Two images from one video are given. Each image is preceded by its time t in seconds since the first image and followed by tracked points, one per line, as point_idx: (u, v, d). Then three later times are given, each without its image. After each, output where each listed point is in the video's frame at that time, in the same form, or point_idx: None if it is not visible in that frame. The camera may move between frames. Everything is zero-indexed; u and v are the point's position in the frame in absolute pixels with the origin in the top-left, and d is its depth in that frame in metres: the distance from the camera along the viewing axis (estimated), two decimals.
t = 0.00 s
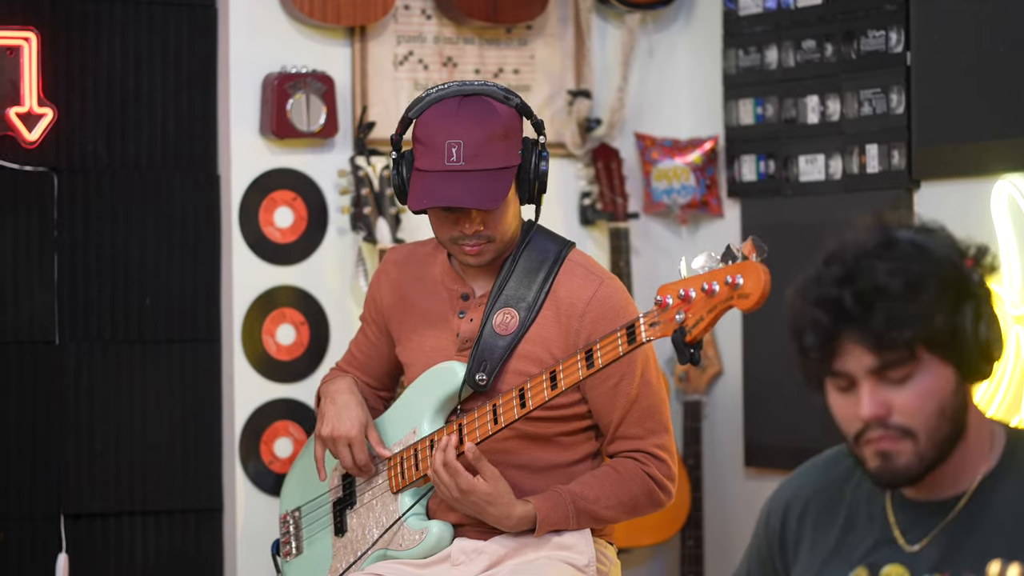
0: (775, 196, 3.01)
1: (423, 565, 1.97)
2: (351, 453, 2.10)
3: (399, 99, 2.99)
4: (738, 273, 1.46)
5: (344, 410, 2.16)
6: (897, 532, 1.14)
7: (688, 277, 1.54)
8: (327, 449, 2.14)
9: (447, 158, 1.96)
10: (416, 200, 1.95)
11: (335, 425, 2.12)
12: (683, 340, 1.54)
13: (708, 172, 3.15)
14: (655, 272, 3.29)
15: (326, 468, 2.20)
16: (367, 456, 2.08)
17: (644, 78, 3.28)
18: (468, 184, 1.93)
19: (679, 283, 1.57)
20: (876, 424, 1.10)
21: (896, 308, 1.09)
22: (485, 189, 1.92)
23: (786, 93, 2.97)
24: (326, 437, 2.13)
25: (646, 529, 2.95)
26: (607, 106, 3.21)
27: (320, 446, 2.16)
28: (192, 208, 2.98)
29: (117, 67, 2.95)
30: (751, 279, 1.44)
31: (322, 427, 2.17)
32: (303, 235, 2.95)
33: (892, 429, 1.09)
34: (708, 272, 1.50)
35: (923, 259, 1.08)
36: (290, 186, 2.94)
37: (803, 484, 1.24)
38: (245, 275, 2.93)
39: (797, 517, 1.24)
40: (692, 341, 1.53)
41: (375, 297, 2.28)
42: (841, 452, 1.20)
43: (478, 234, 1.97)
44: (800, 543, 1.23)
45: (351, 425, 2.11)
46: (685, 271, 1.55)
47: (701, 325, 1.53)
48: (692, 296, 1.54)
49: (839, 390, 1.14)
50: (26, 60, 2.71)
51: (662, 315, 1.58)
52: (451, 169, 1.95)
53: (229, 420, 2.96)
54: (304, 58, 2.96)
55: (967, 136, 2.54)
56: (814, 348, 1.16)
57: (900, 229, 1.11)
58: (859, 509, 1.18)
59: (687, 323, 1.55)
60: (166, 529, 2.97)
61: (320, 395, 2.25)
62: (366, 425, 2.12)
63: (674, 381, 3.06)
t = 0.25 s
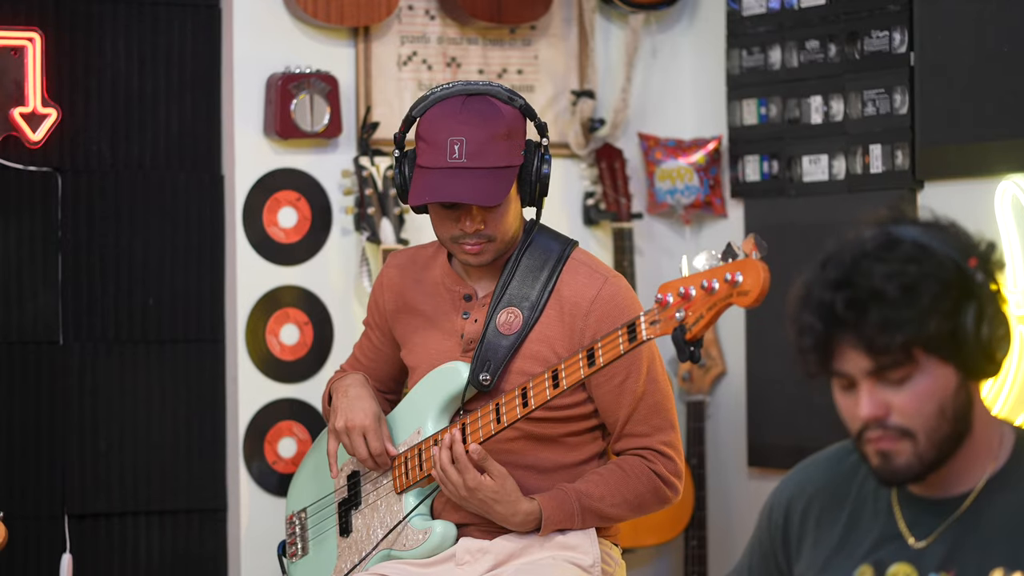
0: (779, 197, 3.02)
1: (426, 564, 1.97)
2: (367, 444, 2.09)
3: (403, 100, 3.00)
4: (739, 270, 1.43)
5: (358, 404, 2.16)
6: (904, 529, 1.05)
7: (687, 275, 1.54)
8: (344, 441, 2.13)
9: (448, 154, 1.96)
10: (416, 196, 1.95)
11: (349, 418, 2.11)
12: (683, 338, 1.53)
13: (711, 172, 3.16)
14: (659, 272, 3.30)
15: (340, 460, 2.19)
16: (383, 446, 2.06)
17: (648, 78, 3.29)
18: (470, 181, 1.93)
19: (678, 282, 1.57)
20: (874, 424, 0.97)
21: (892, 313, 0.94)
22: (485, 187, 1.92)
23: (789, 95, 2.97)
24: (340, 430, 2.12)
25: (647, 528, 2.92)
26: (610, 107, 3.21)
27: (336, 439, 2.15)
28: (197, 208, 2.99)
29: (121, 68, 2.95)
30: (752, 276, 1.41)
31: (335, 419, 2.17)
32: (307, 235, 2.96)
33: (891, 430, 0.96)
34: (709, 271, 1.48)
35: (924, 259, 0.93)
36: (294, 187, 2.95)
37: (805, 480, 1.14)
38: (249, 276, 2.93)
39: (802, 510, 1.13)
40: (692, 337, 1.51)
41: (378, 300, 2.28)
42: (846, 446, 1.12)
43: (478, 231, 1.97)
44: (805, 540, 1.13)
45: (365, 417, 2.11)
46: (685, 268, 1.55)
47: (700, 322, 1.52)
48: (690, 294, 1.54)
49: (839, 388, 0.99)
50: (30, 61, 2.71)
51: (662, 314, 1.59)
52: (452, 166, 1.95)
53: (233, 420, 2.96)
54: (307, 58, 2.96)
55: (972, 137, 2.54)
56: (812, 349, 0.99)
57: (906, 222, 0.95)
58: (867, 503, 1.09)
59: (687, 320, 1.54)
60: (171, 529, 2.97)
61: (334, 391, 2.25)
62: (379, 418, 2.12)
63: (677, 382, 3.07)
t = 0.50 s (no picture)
0: (780, 197, 2.99)
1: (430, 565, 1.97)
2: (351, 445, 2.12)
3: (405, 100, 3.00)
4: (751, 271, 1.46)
5: (347, 402, 2.17)
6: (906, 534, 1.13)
7: (699, 276, 1.54)
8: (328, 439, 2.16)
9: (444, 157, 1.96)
10: (417, 201, 1.96)
11: (336, 418, 2.13)
12: (696, 339, 1.54)
13: (714, 172, 3.18)
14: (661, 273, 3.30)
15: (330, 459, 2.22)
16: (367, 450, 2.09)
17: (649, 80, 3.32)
18: (469, 182, 1.93)
19: (690, 283, 1.57)
20: (868, 429, 1.14)
21: (882, 318, 1.12)
22: (483, 186, 1.92)
23: (790, 95, 2.95)
24: (327, 429, 2.14)
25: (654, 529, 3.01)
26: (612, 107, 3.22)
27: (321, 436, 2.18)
28: (199, 208, 2.98)
29: (123, 68, 2.95)
30: (761, 276, 1.43)
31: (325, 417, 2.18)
32: (309, 235, 2.96)
33: (884, 435, 1.13)
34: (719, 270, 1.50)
35: (914, 265, 1.11)
36: (297, 187, 2.95)
37: (808, 487, 1.22)
38: (251, 276, 2.93)
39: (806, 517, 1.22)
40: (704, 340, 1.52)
41: (379, 301, 2.28)
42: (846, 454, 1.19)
43: (481, 230, 1.97)
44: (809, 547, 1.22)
45: (352, 418, 2.12)
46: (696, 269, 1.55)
47: (712, 325, 1.53)
48: (702, 295, 1.54)
49: (836, 395, 1.17)
50: (32, 61, 2.70)
51: (673, 315, 1.58)
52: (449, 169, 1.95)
53: (236, 420, 2.96)
54: (309, 58, 2.96)
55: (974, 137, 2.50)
56: (804, 355, 1.19)
57: (901, 229, 1.13)
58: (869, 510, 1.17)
59: (699, 323, 1.55)
60: (172, 530, 2.97)
61: (328, 385, 2.25)
62: (367, 419, 2.13)
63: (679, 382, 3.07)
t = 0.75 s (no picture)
0: (783, 196, 2.99)
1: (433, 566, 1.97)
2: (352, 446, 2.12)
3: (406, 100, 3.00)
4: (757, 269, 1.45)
5: (348, 403, 2.17)
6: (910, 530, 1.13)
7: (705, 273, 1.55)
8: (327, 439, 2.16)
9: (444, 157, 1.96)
10: (418, 203, 1.96)
11: (337, 418, 2.14)
12: (701, 336, 1.54)
13: (715, 172, 3.17)
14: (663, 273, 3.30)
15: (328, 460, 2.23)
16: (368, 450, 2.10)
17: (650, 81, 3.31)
18: (469, 182, 1.93)
19: (696, 280, 1.58)
20: (871, 423, 1.14)
21: (886, 311, 1.12)
22: (484, 186, 1.92)
23: (791, 96, 2.95)
24: (327, 429, 2.15)
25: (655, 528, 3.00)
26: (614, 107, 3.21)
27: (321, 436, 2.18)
28: (200, 208, 2.98)
29: (124, 68, 2.95)
30: (767, 275, 1.43)
31: (325, 418, 2.18)
32: (311, 235, 2.96)
33: (887, 429, 1.12)
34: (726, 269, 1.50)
35: (920, 259, 1.10)
36: (298, 187, 2.95)
37: (807, 486, 1.22)
38: (253, 276, 2.93)
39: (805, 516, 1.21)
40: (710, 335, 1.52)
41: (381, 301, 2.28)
42: (850, 451, 1.19)
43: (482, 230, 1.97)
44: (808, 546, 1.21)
45: (353, 418, 2.13)
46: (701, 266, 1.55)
47: (717, 322, 1.53)
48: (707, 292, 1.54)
49: (840, 388, 1.17)
50: (33, 61, 2.70)
51: (679, 312, 1.59)
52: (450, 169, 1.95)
53: (238, 419, 2.96)
54: (311, 58, 2.96)
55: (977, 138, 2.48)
56: (809, 348, 1.18)
57: (907, 223, 1.12)
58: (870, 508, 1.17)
59: (704, 319, 1.55)
60: (174, 530, 2.97)
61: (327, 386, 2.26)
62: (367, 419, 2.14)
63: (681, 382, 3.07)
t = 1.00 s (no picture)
0: (783, 196, 2.99)
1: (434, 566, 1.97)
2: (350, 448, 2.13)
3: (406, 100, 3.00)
4: (757, 269, 1.45)
5: (347, 404, 2.18)
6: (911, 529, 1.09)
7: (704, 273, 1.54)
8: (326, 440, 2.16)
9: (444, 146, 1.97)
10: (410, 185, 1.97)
11: (336, 420, 2.14)
12: (702, 336, 1.54)
13: (715, 172, 3.17)
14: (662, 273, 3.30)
15: (325, 460, 2.23)
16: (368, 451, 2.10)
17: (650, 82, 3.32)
18: (460, 172, 1.93)
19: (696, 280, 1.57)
20: (874, 413, 1.10)
21: (888, 298, 1.09)
22: (474, 177, 1.92)
23: (791, 96, 2.95)
24: (326, 431, 2.15)
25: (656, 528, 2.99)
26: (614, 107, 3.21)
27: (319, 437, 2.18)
28: (200, 208, 2.98)
29: (124, 68, 2.95)
30: (767, 275, 1.42)
31: (323, 419, 2.18)
32: (311, 235, 2.96)
33: (889, 419, 1.08)
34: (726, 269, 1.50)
35: (924, 250, 1.07)
36: (298, 187, 2.95)
37: (807, 486, 1.18)
38: (254, 277, 2.93)
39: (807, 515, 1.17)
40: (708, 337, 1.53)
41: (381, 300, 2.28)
42: (853, 447, 1.14)
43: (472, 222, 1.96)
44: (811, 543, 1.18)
45: (352, 419, 2.13)
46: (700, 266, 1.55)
47: (717, 322, 1.53)
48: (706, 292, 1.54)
49: (842, 377, 1.13)
50: (34, 61, 2.70)
51: (679, 312, 1.59)
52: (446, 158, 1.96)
53: (238, 420, 2.97)
54: (311, 58, 2.97)
55: (974, 139, 2.44)
56: (811, 336, 1.15)
57: (912, 218, 1.09)
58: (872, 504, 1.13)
59: (703, 319, 1.55)
60: (174, 530, 2.97)
61: (326, 387, 2.26)
62: (367, 420, 2.14)
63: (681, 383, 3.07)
